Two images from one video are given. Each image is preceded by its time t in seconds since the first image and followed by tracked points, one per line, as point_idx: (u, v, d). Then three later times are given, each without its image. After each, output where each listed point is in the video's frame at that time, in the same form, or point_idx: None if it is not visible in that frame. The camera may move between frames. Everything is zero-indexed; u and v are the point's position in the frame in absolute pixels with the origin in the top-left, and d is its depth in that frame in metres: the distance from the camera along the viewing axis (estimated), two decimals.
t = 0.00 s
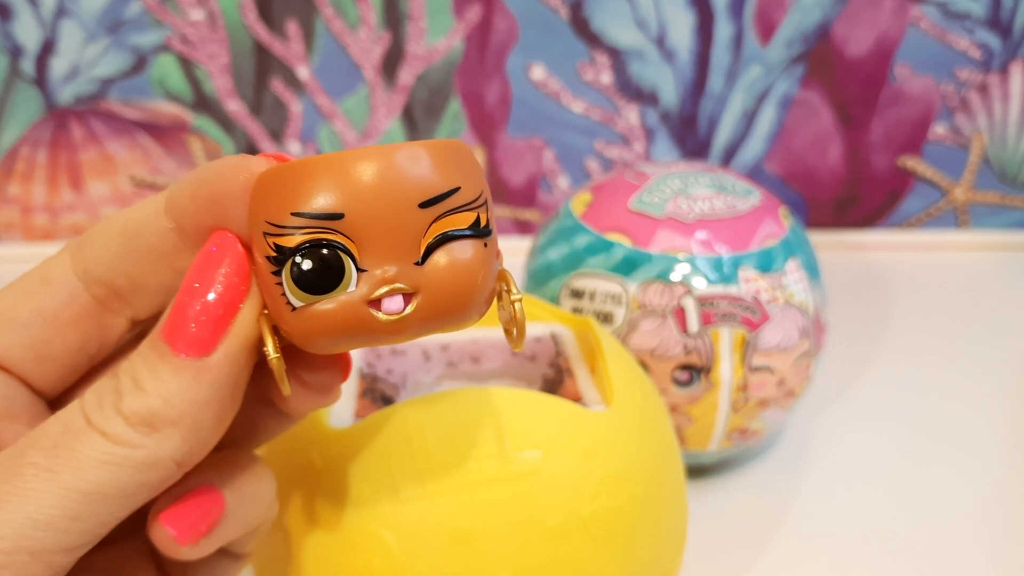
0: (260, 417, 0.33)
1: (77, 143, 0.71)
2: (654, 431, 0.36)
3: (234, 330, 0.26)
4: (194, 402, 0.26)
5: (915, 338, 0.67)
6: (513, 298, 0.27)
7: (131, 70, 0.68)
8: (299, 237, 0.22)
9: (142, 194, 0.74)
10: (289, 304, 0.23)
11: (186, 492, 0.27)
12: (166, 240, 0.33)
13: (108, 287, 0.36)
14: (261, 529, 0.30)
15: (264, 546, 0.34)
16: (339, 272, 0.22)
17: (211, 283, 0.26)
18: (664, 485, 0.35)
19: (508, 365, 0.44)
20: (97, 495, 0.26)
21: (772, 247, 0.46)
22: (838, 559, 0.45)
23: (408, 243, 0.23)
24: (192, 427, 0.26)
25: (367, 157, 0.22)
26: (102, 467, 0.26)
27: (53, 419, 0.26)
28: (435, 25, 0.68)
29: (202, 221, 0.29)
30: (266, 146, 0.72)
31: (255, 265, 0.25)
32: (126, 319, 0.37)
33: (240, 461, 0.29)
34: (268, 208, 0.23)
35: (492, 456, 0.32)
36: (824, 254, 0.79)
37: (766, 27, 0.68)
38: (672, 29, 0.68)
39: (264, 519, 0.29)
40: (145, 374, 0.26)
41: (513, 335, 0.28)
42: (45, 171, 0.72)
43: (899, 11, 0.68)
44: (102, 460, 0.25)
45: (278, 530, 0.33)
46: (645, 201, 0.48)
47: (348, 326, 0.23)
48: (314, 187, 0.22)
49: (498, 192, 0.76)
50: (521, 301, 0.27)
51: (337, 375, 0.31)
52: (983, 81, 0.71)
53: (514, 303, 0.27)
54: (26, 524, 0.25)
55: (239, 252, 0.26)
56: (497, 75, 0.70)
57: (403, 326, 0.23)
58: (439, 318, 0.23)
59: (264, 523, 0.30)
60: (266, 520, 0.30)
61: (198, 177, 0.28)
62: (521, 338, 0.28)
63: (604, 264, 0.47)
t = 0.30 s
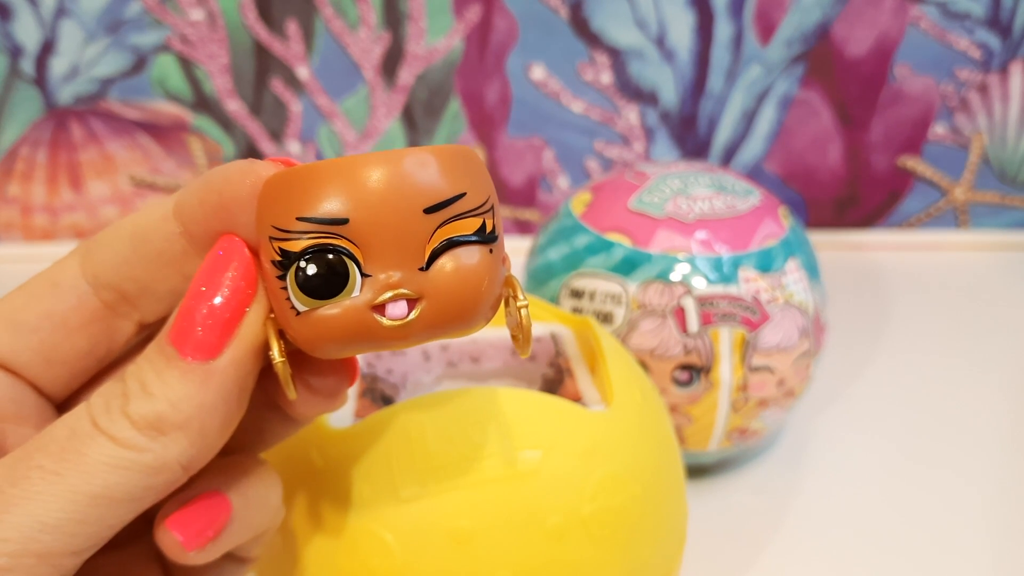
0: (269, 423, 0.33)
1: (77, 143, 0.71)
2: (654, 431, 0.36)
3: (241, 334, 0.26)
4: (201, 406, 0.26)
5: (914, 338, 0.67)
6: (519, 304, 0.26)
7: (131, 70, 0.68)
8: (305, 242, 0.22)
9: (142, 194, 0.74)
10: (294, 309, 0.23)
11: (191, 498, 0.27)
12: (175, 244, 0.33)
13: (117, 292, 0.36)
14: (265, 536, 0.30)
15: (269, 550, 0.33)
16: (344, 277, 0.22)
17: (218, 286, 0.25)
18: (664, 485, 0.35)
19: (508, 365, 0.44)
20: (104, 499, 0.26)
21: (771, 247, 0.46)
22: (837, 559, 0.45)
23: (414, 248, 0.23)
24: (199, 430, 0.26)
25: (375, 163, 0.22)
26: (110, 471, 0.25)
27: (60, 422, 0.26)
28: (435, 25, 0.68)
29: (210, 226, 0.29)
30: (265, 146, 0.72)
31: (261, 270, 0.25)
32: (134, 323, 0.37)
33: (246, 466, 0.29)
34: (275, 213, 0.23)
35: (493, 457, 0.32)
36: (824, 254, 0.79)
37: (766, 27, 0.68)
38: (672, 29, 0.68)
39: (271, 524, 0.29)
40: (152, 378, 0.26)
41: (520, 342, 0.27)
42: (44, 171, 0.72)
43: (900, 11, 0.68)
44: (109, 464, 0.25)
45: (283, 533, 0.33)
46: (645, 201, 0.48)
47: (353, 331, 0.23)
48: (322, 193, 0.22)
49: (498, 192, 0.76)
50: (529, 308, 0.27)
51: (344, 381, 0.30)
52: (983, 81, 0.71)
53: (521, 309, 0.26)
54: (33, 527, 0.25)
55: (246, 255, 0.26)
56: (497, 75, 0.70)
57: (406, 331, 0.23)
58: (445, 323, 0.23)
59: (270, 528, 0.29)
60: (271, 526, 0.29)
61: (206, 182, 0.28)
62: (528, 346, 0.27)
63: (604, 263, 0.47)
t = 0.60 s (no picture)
0: (269, 426, 0.33)
1: (77, 143, 0.71)
2: (654, 431, 0.36)
3: (243, 336, 0.25)
4: (202, 409, 0.26)
5: (914, 338, 0.67)
6: (523, 307, 0.26)
7: (131, 70, 0.68)
8: (310, 245, 0.22)
9: (142, 194, 0.74)
10: (298, 312, 0.23)
11: (194, 499, 0.27)
12: (176, 246, 0.33)
13: (117, 294, 0.36)
14: (266, 537, 0.30)
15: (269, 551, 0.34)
16: (349, 280, 0.22)
17: (221, 289, 0.25)
18: (664, 485, 0.35)
19: (508, 364, 0.44)
20: (105, 502, 0.26)
21: (771, 247, 0.46)
22: (838, 559, 0.45)
23: (419, 251, 0.23)
24: (201, 433, 0.26)
25: (378, 166, 0.22)
26: (111, 474, 0.25)
27: (61, 426, 0.26)
28: (435, 25, 0.68)
29: (212, 229, 0.29)
30: (265, 146, 0.72)
31: (264, 272, 0.25)
32: (134, 326, 0.37)
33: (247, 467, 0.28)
34: (279, 216, 0.23)
35: (493, 457, 0.32)
36: (823, 254, 0.79)
37: (766, 27, 0.68)
38: (672, 29, 0.68)
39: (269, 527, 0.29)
40: (154, 381, 0.26)
41: (522, 344, 0.27)
42: (44, 171, 0.72)
43: (899, 11, 0.68)
44: (110, 467, 0.25)
45: (285, 534, 0.33)
46: (645, 202, 0.48)
47: (357, 333, 0.23)
48: (325, 196, 0.22)
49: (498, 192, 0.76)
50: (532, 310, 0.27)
51: (347, 386, 0.31)
52: (983, 81, 0.71)
53: (524, 312, 0.26)
54: (34, 531, 0.25)
55: (249, 258, 0.26)
56: (497, 75, 0.70)
57: (412, 334, 0.23)
58: (449, 327, 0.23)
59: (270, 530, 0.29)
60: (271, 528, 0.29)
61: (209, 185, 0.29)
62: (531, 349, 0.27)
63: (604, 264, 0.47)
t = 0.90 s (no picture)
0: (280, 431, 0.31)
1: (77, 143, 0.71)
2: (654, 431, 0.36)
3: (252, 341, 0.25)
4: (213, 413, 0.25)
5: (913, 338, 0.67)
6: (533, 313, 0.26)
7: (131, 70, 0.68)
8: (322, 249, 0.22)
9: (141, 194, 0.74)
10: (310, 315, 0.23)
11: (202, 497, 0.27)
12: (184, 249, 0.32)
13: (126, 297, 0.35)
14: (276, 539, 0.30)
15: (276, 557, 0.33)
16: (361, 284, 0.22)
17: (230, 293, 0.25)
18: (664, 485, 0.35)
19: (507, 364, 0.44)
20: (117, 508, 0.25)
21: (771, 247, 0.46)
22: (838, 559, 0.45)
23: (431, 256, 0.23)
24: (212, 438, 0.26)
25: (391, 168, 0.22)
26: (123, 479, 0.25)
27: (71, 432, 0.26)
28: (435, 25, 0.68)
29: (222, 233, 0.29)
30: (265, 146, 0.72)
31: (274, 276, 0.24)
32: (144, 328, 0.37)
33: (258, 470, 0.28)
34: (290, 219, 0.23)
35: (493, 457, 0.32)
36: (823, 254, 0.79)
37: (766, 27, 0.68)
38: (672, 29, 0.68)
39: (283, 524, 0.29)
40: (164, 385, 0.26)
41: (530, 350, 0.28)
42: (44, 171, 0.72)
43: (899, 11, 0.68)
44: (122, 472, 0.25)
45: (292, 538, 0.32)
46: (645, 201, 0.48)
47: (369, 338, 0.23)
48: (336, 196, 0.22)
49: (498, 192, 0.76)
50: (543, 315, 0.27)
51: (356, 387, 0.30)
52: (983, 81, 0.71)
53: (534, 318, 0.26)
54: (45, 537, 0.24)
55: (257, 262, 0.26)
56: (497, 75, 0.70)
57: (423, 339, 0.23)
58: (460, 332, 0.23)
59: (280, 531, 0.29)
60: (282, 527, 0.29)
61: (217, 185, 0.28)
62: (541, 353, 0.27)
63: (604, 264, 0.47)
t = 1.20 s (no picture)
0: (281, 432, 0.30)
1: (77, 143, 0.71)
2: (654, 432, 0.36)
3: (257, 345, 0.26)
4: (217, 419, 0.25)
5: (914, 337, 0.67)
6: (535, 313, 0.26)
7: (131, 70, 0.68)
8: (327, 255, 0.22)
9: (141, 194, 0.74)
10: (317, 321, 0.23)
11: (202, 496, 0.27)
12: (186, 254, 0.32)
13: (127, 301, 0.35)
14: (276, 540, 0.30)
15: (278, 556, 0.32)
16: (369, 289, 0.22)
17: (234, 297, 0.25)
18: (664, 485, 0.35)
19: (507, 364, 0.45)
20: (120, 513, 0.25)
21: (771, 247, 0.46)
22: (837, 559, 0.45)
23: (437, 260, 0.23)
24: (216, 443, 0.26)
25: (395, 174, 0.22)
26: (126, 483, 0.25)
27: (75, 437, 0.26)
28: (435, 25, 0.68)
29: (224, 237, 0.29)
30: (265, 146, 0.72)
31: (279, 280, 0.25)
32: (145, 331, 0.37)
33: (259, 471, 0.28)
34: (295, 225, 0.23)
35: (492, 457, 0.32)
36: (824, 254, 0.79)
37: (766, 27, 0.68)
38: (672, 29, 0.68)
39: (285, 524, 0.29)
40: (168, 390, 0.26)
41: (532, 349, 0.28)
42: (44, 171, 0.72)
43: (900, 11, 0.68)
44: (125, 477, 0.25)
45: (293, 539, 0.32)
46: (645, 202, 0.48)
47: (376, 343, 0.23)
48: (341, 202, 0.22)
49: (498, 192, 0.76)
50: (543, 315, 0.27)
51: (358, 389, 0.30)
52: (983, 81, 0.71)
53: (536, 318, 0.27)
54: (49, 541, 0.25)
55: (262, 266, 0.26)
56: (497, 75, 0.70)
57: (430, 342, 0.23)
58: (467, 334, 0.23)
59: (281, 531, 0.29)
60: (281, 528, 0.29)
61: (219, 191, 0.28)
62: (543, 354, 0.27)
63: (604, 264, 0.47)
